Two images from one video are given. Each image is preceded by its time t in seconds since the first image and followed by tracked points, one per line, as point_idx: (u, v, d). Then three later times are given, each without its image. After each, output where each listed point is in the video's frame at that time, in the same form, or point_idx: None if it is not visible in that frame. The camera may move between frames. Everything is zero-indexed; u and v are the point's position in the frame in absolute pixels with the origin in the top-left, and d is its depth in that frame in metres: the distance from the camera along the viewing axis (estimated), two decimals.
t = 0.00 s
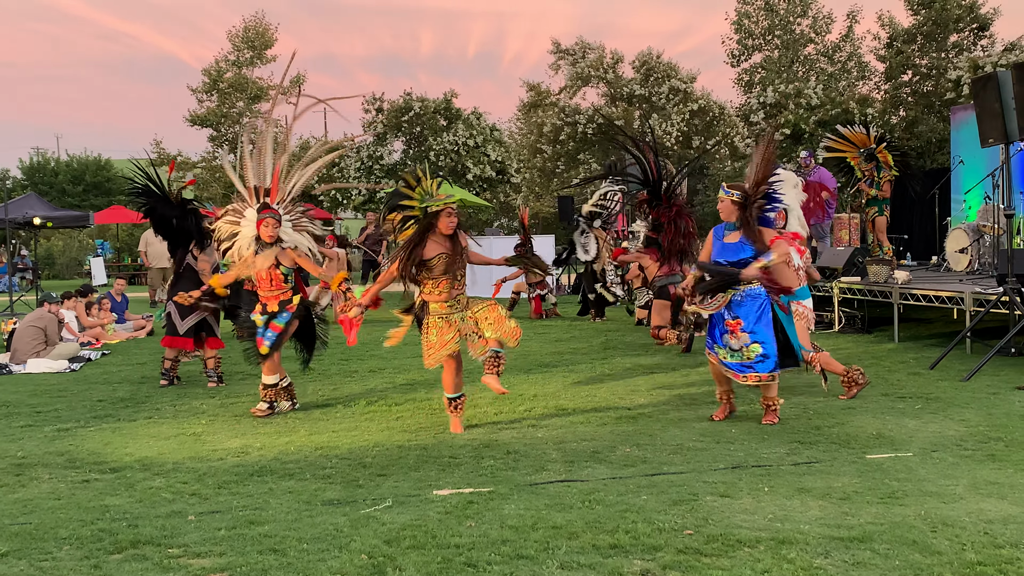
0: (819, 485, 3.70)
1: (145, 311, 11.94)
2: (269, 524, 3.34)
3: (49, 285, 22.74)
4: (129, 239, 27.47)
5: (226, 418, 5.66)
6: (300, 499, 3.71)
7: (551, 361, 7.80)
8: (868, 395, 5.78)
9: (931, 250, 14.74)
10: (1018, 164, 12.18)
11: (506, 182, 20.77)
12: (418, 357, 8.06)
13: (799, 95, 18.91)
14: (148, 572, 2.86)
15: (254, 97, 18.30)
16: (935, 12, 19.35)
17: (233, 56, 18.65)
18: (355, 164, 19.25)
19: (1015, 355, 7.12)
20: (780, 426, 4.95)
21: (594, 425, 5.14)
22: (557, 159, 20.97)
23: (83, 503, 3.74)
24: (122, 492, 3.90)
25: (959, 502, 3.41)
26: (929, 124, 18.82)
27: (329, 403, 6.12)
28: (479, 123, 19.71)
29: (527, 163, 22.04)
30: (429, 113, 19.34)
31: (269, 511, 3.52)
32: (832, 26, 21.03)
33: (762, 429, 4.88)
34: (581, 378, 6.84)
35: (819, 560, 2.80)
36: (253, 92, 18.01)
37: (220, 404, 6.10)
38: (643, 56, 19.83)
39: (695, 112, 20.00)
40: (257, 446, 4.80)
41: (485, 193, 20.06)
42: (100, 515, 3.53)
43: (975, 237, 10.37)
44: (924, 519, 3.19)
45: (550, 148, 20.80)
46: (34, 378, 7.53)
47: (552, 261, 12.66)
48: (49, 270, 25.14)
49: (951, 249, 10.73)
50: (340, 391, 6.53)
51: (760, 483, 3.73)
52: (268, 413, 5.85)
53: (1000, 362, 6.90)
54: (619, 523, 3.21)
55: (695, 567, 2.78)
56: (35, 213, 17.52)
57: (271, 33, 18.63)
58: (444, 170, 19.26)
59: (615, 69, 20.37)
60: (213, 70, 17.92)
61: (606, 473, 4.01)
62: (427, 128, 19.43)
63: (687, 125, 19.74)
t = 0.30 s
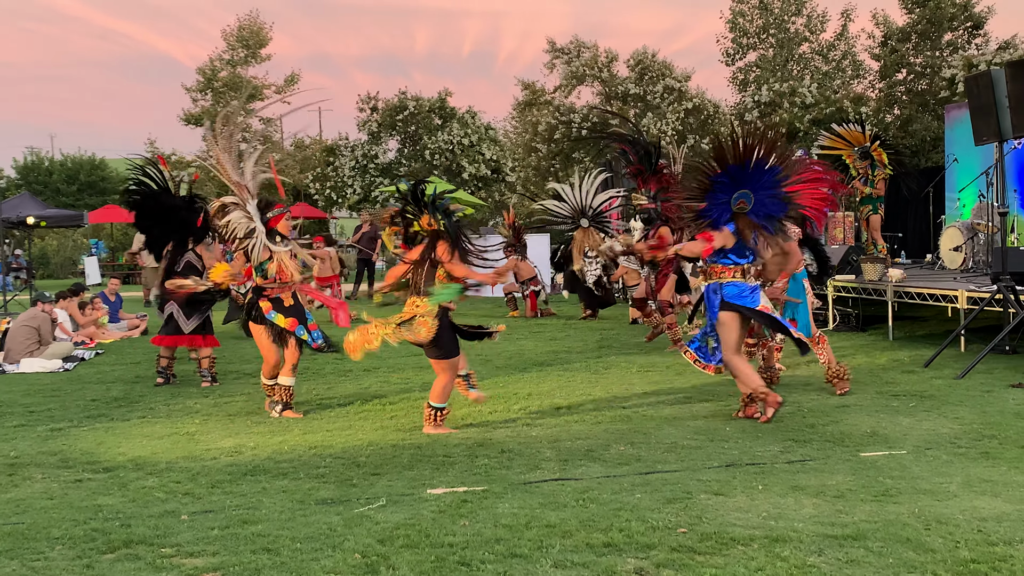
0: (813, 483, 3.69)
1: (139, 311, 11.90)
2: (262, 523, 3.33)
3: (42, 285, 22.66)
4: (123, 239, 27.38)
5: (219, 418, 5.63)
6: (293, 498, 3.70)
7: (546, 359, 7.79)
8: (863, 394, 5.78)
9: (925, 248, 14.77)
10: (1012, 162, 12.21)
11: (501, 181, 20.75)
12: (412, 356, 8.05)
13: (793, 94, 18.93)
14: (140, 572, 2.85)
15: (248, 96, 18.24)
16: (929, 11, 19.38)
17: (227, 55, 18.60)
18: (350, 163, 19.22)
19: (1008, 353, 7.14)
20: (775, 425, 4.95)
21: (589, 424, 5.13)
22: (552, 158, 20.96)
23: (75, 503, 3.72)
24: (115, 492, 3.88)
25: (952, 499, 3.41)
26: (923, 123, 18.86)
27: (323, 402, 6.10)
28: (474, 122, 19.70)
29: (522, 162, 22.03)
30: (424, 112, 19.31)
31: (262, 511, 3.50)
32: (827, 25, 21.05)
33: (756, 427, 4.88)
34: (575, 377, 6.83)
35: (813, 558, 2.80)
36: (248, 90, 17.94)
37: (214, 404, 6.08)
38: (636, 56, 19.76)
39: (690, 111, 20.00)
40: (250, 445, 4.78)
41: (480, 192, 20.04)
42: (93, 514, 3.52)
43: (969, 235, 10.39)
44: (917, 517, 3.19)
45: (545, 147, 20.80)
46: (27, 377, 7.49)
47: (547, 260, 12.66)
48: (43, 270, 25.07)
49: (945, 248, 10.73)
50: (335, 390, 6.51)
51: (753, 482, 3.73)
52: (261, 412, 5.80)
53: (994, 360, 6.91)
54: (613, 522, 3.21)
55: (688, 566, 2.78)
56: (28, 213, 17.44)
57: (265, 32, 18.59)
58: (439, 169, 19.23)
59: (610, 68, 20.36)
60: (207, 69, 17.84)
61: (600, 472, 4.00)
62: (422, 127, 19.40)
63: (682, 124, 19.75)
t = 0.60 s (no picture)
0: (810, 480, 3.70)
1: (136, 309, 11.87)
2: (258, 522, 3.32)
3: (39, 284, 22.61)
4: (121, 237, 27.29)
5: (216, 416, 5.63)
6: (290, 497, 3.70)
7: (543, 357, 7.80)
8: (859, 391, 5.79)
9: (922, 246, 14.80)
10: (1009, 160, 12.22)
11: (499, 179, 20.73)
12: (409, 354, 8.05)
13: (790, 92, 18.93)
14: (136, 571, 2.84)
15: (245, 94, 18.20)
16: (926, 8, 19.37)
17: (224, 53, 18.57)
18: (347, 161, 19.20)
19: (1005, 351, 7.15)
20: (772, 422, 4.95)
21: (585, 422, 5.14)
22: (549, 156, 20.95)
23: (71, 502, 3.71)
24: (110, 490, 3.88)
25: (949, 497, 3.42)
26: (921, 120, 18.88)
27: (320, 400, 6.10)
28: (471, 120, 19.70)
29: (520, 160, 22.01)
30: (421, 110, 19.29)
31: (259, 510, 3.50)
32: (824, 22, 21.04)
33: (753, 425, 4.88)
34: (573, 375, 6.84)
35: (809, 556, 2.80)
36: (245, 89, 17.90)
37: (210, 402, 6.08)
38: (635, 53, 19.75)
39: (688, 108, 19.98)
40: (247, 444, 4.77)
41: (478, 190, 20.03)
42: (89, 514, 3.51)
43: (965, 232, 10.40)
44: (914, 514, 3.19)
45: (542, 145, 20.80)
46: (24, 376, 7.47)
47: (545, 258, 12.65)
48: (40, 268, 25.06)
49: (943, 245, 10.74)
50: (331, 388, 6.51)
51: (750, 479, 3.73)
52: (256, 412, 5.77)
53: (990, 357, 6.93)
54: (610, 520, 3.21)
55: (685, 564, 2.78)
56: (25, 211, 17.40)
57: (262, 30, 18.57)
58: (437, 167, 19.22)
59: (607, 65, 20.34)
60: (204, 67, 17.79)
61: (597, 470, 4.00)
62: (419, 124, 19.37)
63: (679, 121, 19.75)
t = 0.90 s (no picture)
0: (808, 479, 3.70)
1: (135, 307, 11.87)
2: (257, 520, 3.32)
3: (39, 281, 22.60)
4: (120, 236, 27.25)
5: (214, 415, 5.62)
6: (289, 495, 3.70)
7: (542, 356, 7.80)
8: (858, 390, 5.78)
9: (921, 245, 14.80)
10: (1008, 159, 12.22)
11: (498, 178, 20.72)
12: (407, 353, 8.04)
13: (790, 91, 18.96)
14: (135, 570, 2.84)
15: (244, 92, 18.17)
16: (926, 7, 19.35)
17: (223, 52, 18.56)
18: (346, 159, 19.20)
19: (1004, 350, 7.15)
20: (770, 421, 4.95)
21: (584, 421, 5.13)
22: (548, 155, 20.95)
23: (70, 500, 3.71)
24: (109, 489, 3.87)
25: (948, 496, 3.42)
26: (920, 119, 18.89)
27: (318, 398, 6.10)
28: (470, 118, 19.71)
29: (519, 158, 22.01)
30: (421, 109, 19.28)
31: (258, 508, 3.50)
32: (823, 21, 21.02)
33: (752, 424, 4.88)
34: (571, 373, 6.84)
35: (808, 555, 2.80)
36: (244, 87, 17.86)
37: (208, 401, 6.07)
38: (634, 51, 19.74)
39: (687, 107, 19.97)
40: (246, 442, 4.77)
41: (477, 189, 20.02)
42: (87, 511, 3.51)
43: (964, 231, 10.40)
44: (913, 514, 3.19)
45: (541, 143, 20.80)
46: (23, 374, 7.47)
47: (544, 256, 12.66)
48: (39, 266, 25.07)
49: (942, 245, 10.75)
50: (330, 387, 6.50)
51: (749, 478, 3.73)
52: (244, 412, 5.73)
53: (989, 356, 6.93)
54: (609, 519, 3.20)
55: (683, 563, 2.78)
56: (24, 209, 17.39)
57: (262, 28, 18.56)
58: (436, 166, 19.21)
59: (606, 64, 20.34)
60: (203, 65, 17.77)
61: (595, 468, 4.00)
62: (419, 123, 19.35)
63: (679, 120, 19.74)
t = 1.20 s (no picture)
0: (807, 479, 3.70)
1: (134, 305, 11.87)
2: (255, 518, 3.32)
3: (38, 278, 22.59)
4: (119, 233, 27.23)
5: (213, 412, 5.62)
6: (287, 493, 3.69)
7: (541, 354, 7.81)
8: (856, 390, 5.79)
9: (921, 245, 14.80)
10: (1008, 159, 12.22)
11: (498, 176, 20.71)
12: (406, 351, 8.04)
13: (790, 91, 18.95)
14: (134, 566, 2.84)
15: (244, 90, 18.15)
16: (926, 8, 19.34)
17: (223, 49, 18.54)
18: (346, 157, 19.20)
19: (1003, 351, 7.15)
20: (769, 420, 4.96)
21: (583, 419, 5.14)
22: (548, 154, 20.94)
23: (69, 497, 3.71)
24: (108, 486, 3.87)
25: (947, 496, 3.42)
26: (920, 120, 18.90)
27: (317, 396, 6.10)
28: (470, 117, 19.69)
29: (519, 157, 22.01)
30: (421, 107, 19.26)
31: (256, 505, 3.50)
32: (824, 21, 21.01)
33: (751, 423, 4.88)
34: (570, 372, 6.84)
35: (807, 555, 2.80)
36: (244, 85, 17.84)
37: (207, 398, 6.07)
38: (634, 51, 19.73)
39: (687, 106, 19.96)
40: (245, 439, 4.77)
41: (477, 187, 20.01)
42: (86, 508, 3.50)
43: (964, 232, 10.40)
44: (912, 514, 3.19)
45: (541, 142, 20.79)
46: (22, 371, 7.46)
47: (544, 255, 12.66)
48: (38, 263, 25.09)
49: (942, 245, 10.74)
50: (329, 385, 6.50)
51: (748, 478, 3.73)
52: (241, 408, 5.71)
53: (988, 357, 6.93)
54: (607, 518, 3.20)
55: (682, 562, 2.78)
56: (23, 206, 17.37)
57: (262, 26, 18.56)
58: (436, 164, 19.20)
59: (607, 63, 20.34)
60: (203, 63, 17.74)
61: (594, 467, 4.00)
62: (418, 121, 19.33)
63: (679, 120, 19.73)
